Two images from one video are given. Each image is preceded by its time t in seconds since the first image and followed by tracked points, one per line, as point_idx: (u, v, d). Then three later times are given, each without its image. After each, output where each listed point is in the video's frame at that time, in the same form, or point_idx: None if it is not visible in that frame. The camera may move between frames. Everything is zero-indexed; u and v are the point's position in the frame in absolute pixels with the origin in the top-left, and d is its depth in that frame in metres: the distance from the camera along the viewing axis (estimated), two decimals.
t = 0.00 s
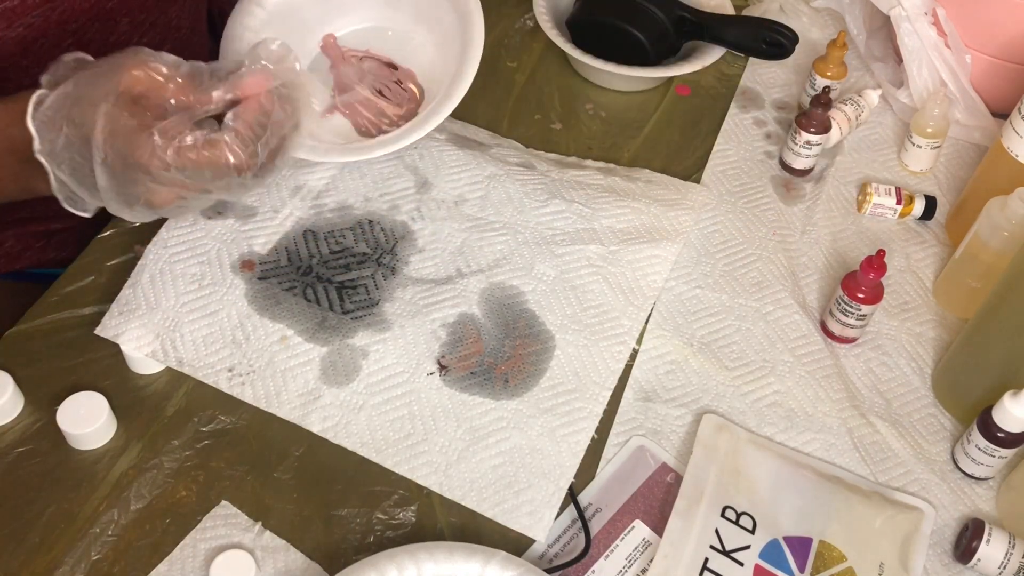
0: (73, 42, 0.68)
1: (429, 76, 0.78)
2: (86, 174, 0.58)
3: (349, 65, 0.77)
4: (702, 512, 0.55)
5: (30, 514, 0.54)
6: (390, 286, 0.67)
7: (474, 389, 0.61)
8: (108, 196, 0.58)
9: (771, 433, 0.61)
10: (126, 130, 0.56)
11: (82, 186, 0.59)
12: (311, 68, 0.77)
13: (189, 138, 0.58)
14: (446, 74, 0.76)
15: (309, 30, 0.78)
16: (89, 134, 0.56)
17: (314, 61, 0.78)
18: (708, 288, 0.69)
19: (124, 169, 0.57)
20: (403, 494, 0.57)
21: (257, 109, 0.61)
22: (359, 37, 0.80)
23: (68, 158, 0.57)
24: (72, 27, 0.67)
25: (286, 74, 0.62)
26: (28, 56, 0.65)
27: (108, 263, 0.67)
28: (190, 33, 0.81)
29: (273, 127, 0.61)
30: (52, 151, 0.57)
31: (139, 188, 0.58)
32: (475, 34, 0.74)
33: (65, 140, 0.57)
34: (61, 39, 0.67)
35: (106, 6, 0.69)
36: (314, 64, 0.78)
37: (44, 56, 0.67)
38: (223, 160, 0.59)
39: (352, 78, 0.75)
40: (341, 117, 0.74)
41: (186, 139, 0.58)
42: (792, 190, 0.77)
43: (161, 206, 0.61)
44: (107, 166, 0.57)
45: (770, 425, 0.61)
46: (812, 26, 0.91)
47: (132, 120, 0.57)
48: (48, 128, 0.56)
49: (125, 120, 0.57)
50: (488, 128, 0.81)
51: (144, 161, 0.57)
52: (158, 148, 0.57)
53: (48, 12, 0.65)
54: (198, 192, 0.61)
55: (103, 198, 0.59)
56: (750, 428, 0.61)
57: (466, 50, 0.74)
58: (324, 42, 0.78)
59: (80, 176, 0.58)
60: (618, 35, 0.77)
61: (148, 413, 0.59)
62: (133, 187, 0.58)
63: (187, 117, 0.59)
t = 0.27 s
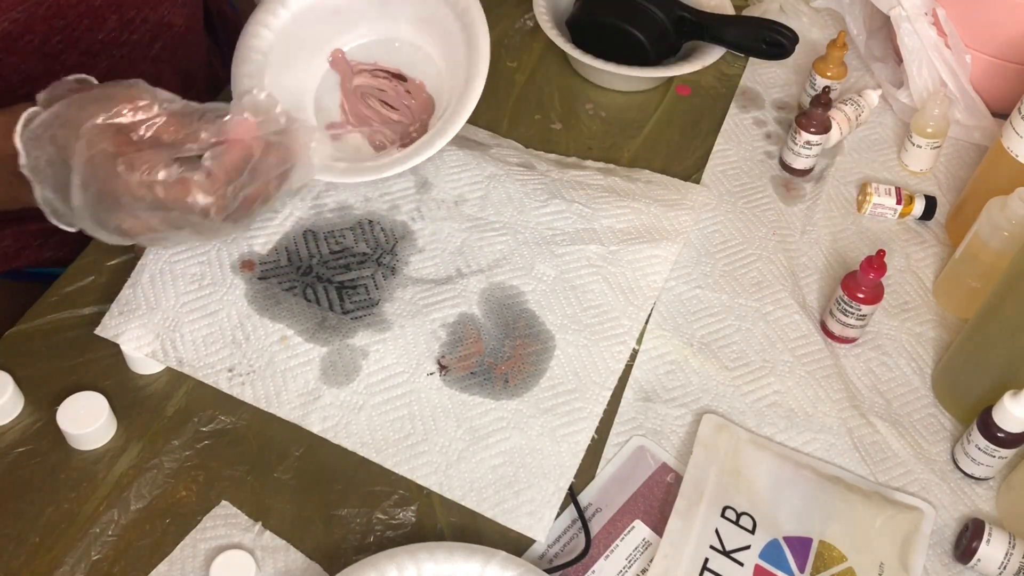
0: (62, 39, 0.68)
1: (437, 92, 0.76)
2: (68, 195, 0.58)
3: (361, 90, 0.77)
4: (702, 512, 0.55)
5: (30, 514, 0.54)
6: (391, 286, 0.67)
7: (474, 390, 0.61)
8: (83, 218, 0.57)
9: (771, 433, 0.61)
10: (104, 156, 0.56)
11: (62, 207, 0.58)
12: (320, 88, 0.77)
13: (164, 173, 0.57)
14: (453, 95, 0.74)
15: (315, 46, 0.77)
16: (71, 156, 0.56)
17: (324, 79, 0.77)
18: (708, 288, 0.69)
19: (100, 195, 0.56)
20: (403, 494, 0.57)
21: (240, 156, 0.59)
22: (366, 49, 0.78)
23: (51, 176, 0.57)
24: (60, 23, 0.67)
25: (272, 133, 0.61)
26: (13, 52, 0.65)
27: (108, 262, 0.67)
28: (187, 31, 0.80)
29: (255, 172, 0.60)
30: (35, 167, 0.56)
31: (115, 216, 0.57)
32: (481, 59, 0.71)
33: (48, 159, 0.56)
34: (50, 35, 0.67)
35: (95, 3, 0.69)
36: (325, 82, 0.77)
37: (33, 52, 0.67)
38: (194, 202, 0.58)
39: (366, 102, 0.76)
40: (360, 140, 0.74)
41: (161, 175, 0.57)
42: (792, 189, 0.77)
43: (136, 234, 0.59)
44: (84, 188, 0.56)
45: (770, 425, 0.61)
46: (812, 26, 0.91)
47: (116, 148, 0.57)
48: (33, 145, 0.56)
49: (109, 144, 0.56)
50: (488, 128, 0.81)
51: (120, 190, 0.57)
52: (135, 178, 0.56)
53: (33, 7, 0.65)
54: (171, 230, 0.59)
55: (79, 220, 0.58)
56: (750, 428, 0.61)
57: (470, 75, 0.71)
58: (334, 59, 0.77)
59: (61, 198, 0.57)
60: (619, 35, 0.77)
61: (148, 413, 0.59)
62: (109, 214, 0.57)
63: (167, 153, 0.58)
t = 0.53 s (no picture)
0: (62, 35, 0.68)
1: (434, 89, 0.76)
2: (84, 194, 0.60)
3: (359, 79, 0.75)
4: (702, 512, 0.55)
5: (30, 514, 0.54)
6: (391, 286, 0.67)
7: (474, 389, 0.61)
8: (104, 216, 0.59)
9: (771, 433, 0.61)
10: (128, 157, 0.57)
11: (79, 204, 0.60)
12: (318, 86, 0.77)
13: (192, 175, 0.59)
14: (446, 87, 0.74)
15: (313, 46, 0.77)
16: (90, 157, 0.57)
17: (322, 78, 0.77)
18: (708, 288, 0.69)
19: (123, 197, 0.58)
20: (403, 494, 0.57)
21: (260, 151, 0.62)
22: (363, 49, 0.79)
23: (68, 177, 0.58)
24: (60, 19, 0.67)
25: (287, 132, 0.63)
26: (13, 48, 0.65)
27: (108, 262, 0.67)
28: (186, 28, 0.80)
29: (275, 165, 0.63)
30: (50, 168, 0.58)
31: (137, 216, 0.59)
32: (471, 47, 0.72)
33: (64, 160, 0.58)
34: (49, 32, 0.67)
35: None
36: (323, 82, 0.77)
37: (32, 48, 0.67)
38: (219, 199, 0.60)
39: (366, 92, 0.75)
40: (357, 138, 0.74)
41: (189, 176, 0.59)
42: (792, 189, 0.77)
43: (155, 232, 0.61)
44: (108, 190, 0.58)
45: (770, 426, 0.61)
46: (812, 26, 0.91)
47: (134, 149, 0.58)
48: (48, 146, 0.57)
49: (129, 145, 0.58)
50: (488, 128, 0.81)
51: (144, 192, 0.58)
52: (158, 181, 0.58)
53: (32, 4, 0.65)
54: (192, 226, 0.62)
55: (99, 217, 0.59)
56: (750, 428, 0.61)
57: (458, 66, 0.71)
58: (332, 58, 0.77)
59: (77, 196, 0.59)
60: (619, 34, 0.77)
61: (148, 413, 0.59)
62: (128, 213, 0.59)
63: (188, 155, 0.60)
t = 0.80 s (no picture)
0: (62, 32, 0.68)
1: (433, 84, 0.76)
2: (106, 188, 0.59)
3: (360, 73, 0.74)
4: (702, 512, 0.55)
5: (30, 515, 0.54)
6: (391, 286, 0.67)
7: (475, 389, 0.61)
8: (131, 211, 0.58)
9: (771, 433, 0.61)
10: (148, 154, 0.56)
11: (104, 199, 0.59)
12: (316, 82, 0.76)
13: (213, 164, 0.57)
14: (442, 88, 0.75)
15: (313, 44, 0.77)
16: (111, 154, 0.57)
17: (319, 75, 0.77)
18: (708, 288, 0.69)
19: (145, 190, 0.57)
20: (403, 494, 0.57)
21: (279, 138, 0.59)
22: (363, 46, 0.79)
23: (91, 172, 0.58)
24: (60, 16, 0.67)
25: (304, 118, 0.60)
26: (13, 45, 0.65)
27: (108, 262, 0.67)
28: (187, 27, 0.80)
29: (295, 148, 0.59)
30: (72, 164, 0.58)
31: (160, 208, 0.58)
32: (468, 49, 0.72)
33: (86, 158, 0.58)
34: (49, 29, 0.67)
35: None
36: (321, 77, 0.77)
37: (32, 45, 0.67)
38: (241, 187, 0.58)
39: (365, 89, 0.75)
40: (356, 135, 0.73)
41: (210, 166, 0.57)
42: (792, 189, 0.77)
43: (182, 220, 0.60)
44: (131, 183, 0.57)
45: (770, 426, 0.61)
46: (812, 26, 0.91)
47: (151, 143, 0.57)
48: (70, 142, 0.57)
49: (149, 141, 0.57)
50: (488, 128, 0.81)
51: (165, 185, 0.57)
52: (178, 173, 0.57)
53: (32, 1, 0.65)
54: (219, 214, 0.59)
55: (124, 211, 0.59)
56: (750, 428, 0.61)
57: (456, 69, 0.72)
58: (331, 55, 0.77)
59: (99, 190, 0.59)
60: (618, 34, 0.77)
61: (148, 413, 0.59)
62: (157, 205, 0.58)
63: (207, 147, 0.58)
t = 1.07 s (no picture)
0: (61, 34, 0.68)
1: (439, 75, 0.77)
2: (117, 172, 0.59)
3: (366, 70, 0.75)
4: (702, 513, 0.55)
5: (30, 515, 0.54)
6: (391, 286, 0.67)
7: (475, 389, 0.61)
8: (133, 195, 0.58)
9: (771, 433, 0.61)
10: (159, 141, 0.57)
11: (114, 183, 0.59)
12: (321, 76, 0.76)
13: (220, 158, 0.58)
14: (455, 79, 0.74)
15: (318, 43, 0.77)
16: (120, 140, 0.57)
17: (325, 69, 0.77)
18: (708, 288, 0.69)
19: (154, 178, 0.58)
20: (403, 494, 0.57)
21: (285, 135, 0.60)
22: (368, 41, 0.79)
23: (99, 157, 0.58)
24: (59, 18, 0.67)
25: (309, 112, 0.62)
26: (12, 48, 0.66)
27: (108, 262, 0.68)
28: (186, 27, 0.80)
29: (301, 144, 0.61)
30: (82, 150, 0.58)
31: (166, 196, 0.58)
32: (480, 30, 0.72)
33: (95, 143, 0.57)
34: (48, 31, 0.67)
35: None
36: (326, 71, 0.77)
37: (31, 48, 0.67)
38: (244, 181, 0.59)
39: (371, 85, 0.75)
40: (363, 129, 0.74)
41: (217, 159, 0.58)
42: (792, 189, 0.77)
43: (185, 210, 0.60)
44: (139, 168, 0.57)
45: (770, 426, 0.61)
46: (812, 26, 0.91)
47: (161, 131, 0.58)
48: (79, 127, 0.58)
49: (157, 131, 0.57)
50: (488, 128, 0.81)
51: (175, 173, 0.58)
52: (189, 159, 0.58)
53: (30, 3, 0.65)
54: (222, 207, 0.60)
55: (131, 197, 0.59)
56: (750, 428, 0.61)
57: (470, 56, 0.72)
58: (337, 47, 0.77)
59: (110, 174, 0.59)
60: (619, 34, 0.77)
61: (148, 413, 0.59)
62: (158, 193, 0.59)
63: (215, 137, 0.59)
